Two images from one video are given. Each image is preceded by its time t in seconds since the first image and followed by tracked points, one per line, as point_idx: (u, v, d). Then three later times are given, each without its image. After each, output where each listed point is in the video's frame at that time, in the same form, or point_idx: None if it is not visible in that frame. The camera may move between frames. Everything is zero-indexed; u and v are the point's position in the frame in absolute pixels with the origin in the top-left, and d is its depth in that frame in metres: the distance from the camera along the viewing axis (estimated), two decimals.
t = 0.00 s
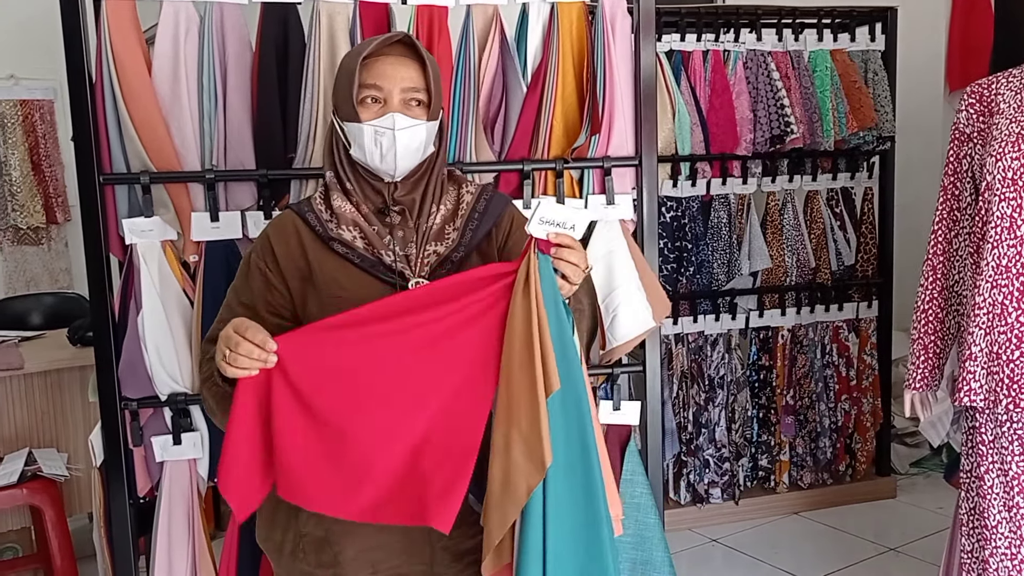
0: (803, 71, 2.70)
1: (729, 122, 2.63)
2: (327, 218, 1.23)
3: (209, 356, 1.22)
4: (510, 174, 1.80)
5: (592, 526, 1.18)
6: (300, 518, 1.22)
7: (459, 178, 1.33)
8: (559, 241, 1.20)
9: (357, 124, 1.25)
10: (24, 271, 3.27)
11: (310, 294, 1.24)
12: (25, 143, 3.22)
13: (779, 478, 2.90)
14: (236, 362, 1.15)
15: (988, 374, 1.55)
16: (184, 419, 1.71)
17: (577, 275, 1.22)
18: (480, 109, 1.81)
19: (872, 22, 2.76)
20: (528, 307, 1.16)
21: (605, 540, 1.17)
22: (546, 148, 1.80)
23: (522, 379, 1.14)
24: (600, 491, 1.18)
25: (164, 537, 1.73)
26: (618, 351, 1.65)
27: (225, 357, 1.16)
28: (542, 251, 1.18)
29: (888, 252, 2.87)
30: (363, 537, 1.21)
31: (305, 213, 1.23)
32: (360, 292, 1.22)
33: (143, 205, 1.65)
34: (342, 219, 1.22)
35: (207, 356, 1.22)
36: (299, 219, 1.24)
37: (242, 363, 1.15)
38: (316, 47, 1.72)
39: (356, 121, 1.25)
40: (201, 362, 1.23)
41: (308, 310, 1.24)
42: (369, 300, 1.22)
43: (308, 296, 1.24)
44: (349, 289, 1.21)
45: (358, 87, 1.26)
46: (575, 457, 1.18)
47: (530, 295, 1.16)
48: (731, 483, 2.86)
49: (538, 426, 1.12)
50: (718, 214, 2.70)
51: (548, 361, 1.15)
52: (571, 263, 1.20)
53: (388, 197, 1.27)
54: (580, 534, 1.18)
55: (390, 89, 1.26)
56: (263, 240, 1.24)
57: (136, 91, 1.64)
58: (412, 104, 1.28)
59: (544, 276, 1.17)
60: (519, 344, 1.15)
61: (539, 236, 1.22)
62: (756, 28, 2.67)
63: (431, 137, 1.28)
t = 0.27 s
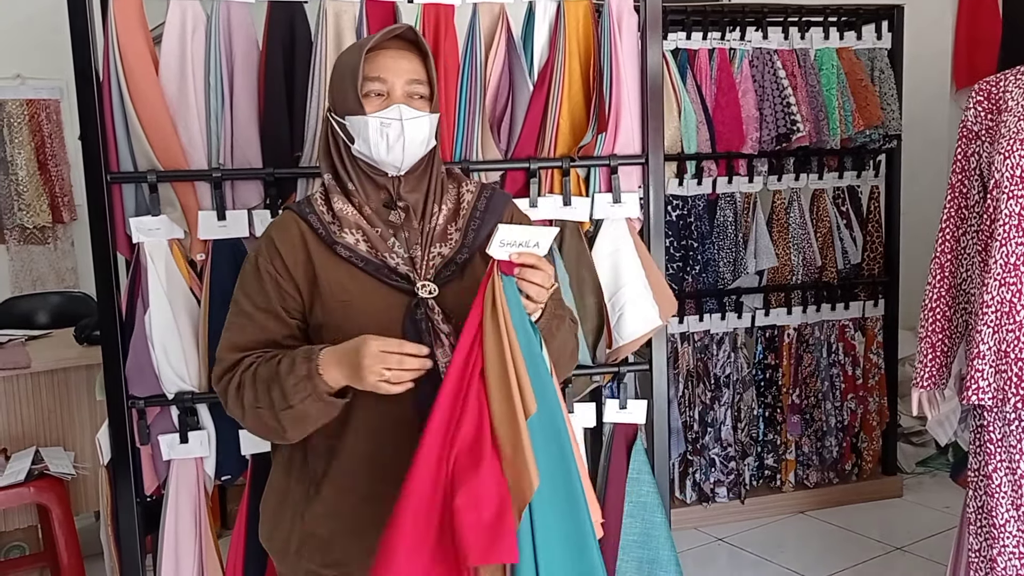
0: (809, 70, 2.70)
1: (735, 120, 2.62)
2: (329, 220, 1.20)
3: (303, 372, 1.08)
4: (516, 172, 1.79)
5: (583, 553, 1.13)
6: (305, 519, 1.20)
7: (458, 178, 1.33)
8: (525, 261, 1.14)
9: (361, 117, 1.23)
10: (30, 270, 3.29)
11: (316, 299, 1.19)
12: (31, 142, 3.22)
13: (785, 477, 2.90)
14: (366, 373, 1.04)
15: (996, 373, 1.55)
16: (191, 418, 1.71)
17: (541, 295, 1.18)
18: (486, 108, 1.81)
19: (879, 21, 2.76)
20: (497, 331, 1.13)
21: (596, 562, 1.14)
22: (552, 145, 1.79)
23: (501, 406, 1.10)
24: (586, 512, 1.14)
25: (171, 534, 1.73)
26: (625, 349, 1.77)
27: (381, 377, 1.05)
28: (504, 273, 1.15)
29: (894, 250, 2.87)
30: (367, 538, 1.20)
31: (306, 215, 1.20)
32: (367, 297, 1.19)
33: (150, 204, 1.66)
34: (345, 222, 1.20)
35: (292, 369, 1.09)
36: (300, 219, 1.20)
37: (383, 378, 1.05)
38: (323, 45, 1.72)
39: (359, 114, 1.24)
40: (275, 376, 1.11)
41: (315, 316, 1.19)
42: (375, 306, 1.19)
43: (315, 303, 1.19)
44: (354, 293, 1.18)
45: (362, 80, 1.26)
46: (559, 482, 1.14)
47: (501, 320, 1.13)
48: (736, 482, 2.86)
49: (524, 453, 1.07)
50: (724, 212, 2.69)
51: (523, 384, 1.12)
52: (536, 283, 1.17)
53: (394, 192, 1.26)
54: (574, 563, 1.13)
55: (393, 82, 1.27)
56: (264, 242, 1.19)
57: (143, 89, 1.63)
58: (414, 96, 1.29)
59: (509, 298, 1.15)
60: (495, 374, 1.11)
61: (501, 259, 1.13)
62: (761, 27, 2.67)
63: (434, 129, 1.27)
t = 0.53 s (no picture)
0: (813, 69, 2.69)
1: (740, 120, 2.62)
2: (336, 221, 1.20)
3: (358, 385, 1.12)
4: (520, 172, 1.77)
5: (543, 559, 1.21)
6: (314, 520, 1.20)
7: (460, 179, 1.33)
8: (509, 276, 1.17)
9: (350, 120, 1.23)
10: (36, 269, 3.30)
11: (326, 300, 1.19)
12: (36, 142, 3.23)
13: (789, 477, 2.89)
14: (430, 387, 1.12)
15: (1001, 373, 1.55)
16: (196, 417, 1.71)
17: (525, 310, 1.21)
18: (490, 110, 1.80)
19: (883, 20, 2.76)
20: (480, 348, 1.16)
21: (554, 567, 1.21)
22: (556, 145, 1.79)
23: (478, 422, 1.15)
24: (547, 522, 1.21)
25: (176, 534, 1.73)
26: (628, 348, 1.77)
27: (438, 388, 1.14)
28: (489, 288, 1.18)
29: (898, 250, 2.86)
30: (376, 539, 1.21)
31: (313, 215, 1.20)
32: (377, 299, 1.20)
33: (155, 204, 1.66)
34: (352, 223, 1.19)
35: (345, 382, 1.12)
36: (307, 219, 1.20)
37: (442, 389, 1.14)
38: (327, 44, 1.72)
39: (348, 117, 1.23)
40: (319, 387, 1.12)
41: (325, 317, 1.20)
42: (386, 308, 1.20)
43: (325, 303, 1.19)
44: (365, 296, 1.19)
45: (346, 85, 1.26)
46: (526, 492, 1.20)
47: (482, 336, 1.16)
48: (741, 483, 2.86)
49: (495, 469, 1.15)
50: (728, 212, 2.69)
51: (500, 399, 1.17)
52: (519, 299, 1.20)
53: (396, 193, 1.25)
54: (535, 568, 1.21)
55: (378, 82, 1.26)
56: (271, 242, 1.19)
57: (148, 89, 1.64)
58: (402, 92, 1.28)
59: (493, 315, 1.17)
60: (474, 392, 1.15)
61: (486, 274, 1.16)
62: (765, 26, 2.67)
63: (426, 122, 1.25)
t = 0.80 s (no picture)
0: (816, 69, 2.69)
1: (742, 120, 2.62)
2: (337, 222, 1.20)
3: (348, 386, 1.11)
4: (522, 173, 1.77)
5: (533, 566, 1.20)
6: (315, 521, 1.20)
7: (461, 179, 1.33)
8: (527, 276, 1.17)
9: (350, 127, 1.22)
10: (37, 269, 3.30)
11: (327, 301, 1.19)
12: (37, 142, 3.23)
13: (791, 477, 2.89)
14: (415, 386, 1.10)
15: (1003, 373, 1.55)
16: (198, 418, 1.71)
17: (541, 309, 1.22)
18: (492, 109, 1.80)
19: (886, 19, 2.75)
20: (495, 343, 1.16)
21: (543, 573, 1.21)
22: (558, 145, 1.79)
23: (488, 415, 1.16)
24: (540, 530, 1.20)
25: (178, 534, 1.73)
26: (631, 349, 1.77)
27: (426, 383, 1.12)
28: (506, 286, 1.18)
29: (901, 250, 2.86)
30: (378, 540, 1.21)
31: (314, 216, 1.20)
32: (378, 299, 1.20)
33: (157, 204, 1.66)
34: (353, 225, 1.20)
35: (335, 384, 1.11)
36: (307, 220, 1.20)
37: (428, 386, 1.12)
38: (330, 44, 1.72)
39: (348, 125, 1.22)
40: (311, 388, 1.12)
41: (326, 318, 1.20)
42: (386, 308, 1.20)
43: (326, 304, 1.19)
44: (366, 296, 1.19)
45: (345, 91, 1.24)
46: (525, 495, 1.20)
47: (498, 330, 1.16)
48: (742, 482, 2.86)
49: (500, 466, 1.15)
50: (730, 212, 2.69)
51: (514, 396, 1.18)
52: (537, 299, 1.20)
53: (397, 195, 1.25)
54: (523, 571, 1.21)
55: (376, 88, 1.25)
56: (271, 243, 1.19)
57: (150, 90, 1.64)
58: (401, 97, 1.26)
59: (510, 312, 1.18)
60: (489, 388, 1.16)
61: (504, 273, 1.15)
62: (768, 26, 2.67)
63: (426, 125, 1.24)
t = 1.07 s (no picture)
0: (820, 68, 2.69)
1: (745, 119, 2.61)
2: (341, 222, 1.21)
3: (341, 373, 1.10)
4: (526, 172, 1.78)
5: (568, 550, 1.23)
6: (321, 519, 1.20)
7: (466, 179, 1.33)
8: (535, 270, 1.19)
9: (356, 128, 1.22)
10: (41, 269, 3.31)
11: (330, 300, 1.19)
12: (41, 142, 3.24)
13: (794, 477, 2.89)
14: (407, 365, 1.07)
15: (1008, 373, 1.55)
16: (202, 417, 1.72)
17: (550, 303, 1.23)
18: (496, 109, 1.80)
19: (889, 19, 2.75)
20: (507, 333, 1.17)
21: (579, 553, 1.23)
22: (562, 146, 1.79)
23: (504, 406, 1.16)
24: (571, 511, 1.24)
25: (183, 534, 1.74)
26: (634, 348, 1.77)
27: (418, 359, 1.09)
28: (514, 281, 1.20)
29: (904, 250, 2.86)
30: (382, 538, 1.21)
31: (318, 215, 1.20)
32: (382, 298, 1.19)
33: (161, 204, 1.66)
34: (357, 224, 1.20)
35: (329, 372, 1.10)
36: (311, 219, 1.20)
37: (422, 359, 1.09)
38: (334, 44, 1.72)
39: (354, 126, 1.23)
40: (307, 378, 1.11)
41: (330, 317, 1.19)
42: (390, 306, 1.19)
43: (330, 303, 1.19)
44: (370, 294, 1.19)
45: (351, 92, 1.24)
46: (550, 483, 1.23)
47: (510, 321, 1.17)
48: (745, 482, 2.86)
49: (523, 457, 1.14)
50: (734, 212, 2.69)
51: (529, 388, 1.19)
52: (545, 292, 1.21)
53: (400, 196, 1.25)
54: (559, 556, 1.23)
55: (382, 89, 1.25)
56: (276, 242, 1.19)
57: (154, 90, 1.64)
58: (407, 98, 1.26)
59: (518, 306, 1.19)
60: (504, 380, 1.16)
61: (512, 266, 1.18)
62: (771, 25, 2.67)
63: (432, 127, 1.25)
